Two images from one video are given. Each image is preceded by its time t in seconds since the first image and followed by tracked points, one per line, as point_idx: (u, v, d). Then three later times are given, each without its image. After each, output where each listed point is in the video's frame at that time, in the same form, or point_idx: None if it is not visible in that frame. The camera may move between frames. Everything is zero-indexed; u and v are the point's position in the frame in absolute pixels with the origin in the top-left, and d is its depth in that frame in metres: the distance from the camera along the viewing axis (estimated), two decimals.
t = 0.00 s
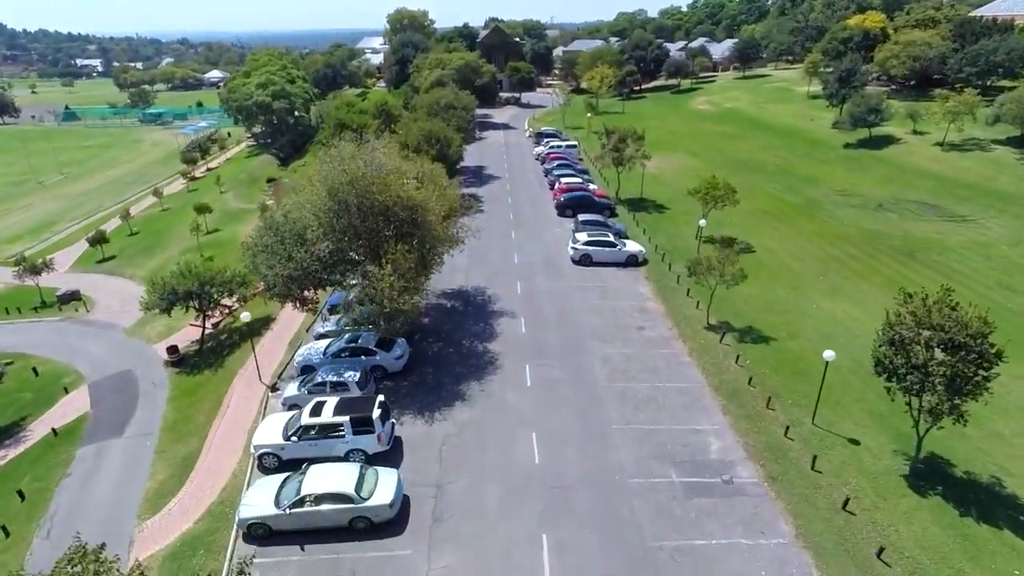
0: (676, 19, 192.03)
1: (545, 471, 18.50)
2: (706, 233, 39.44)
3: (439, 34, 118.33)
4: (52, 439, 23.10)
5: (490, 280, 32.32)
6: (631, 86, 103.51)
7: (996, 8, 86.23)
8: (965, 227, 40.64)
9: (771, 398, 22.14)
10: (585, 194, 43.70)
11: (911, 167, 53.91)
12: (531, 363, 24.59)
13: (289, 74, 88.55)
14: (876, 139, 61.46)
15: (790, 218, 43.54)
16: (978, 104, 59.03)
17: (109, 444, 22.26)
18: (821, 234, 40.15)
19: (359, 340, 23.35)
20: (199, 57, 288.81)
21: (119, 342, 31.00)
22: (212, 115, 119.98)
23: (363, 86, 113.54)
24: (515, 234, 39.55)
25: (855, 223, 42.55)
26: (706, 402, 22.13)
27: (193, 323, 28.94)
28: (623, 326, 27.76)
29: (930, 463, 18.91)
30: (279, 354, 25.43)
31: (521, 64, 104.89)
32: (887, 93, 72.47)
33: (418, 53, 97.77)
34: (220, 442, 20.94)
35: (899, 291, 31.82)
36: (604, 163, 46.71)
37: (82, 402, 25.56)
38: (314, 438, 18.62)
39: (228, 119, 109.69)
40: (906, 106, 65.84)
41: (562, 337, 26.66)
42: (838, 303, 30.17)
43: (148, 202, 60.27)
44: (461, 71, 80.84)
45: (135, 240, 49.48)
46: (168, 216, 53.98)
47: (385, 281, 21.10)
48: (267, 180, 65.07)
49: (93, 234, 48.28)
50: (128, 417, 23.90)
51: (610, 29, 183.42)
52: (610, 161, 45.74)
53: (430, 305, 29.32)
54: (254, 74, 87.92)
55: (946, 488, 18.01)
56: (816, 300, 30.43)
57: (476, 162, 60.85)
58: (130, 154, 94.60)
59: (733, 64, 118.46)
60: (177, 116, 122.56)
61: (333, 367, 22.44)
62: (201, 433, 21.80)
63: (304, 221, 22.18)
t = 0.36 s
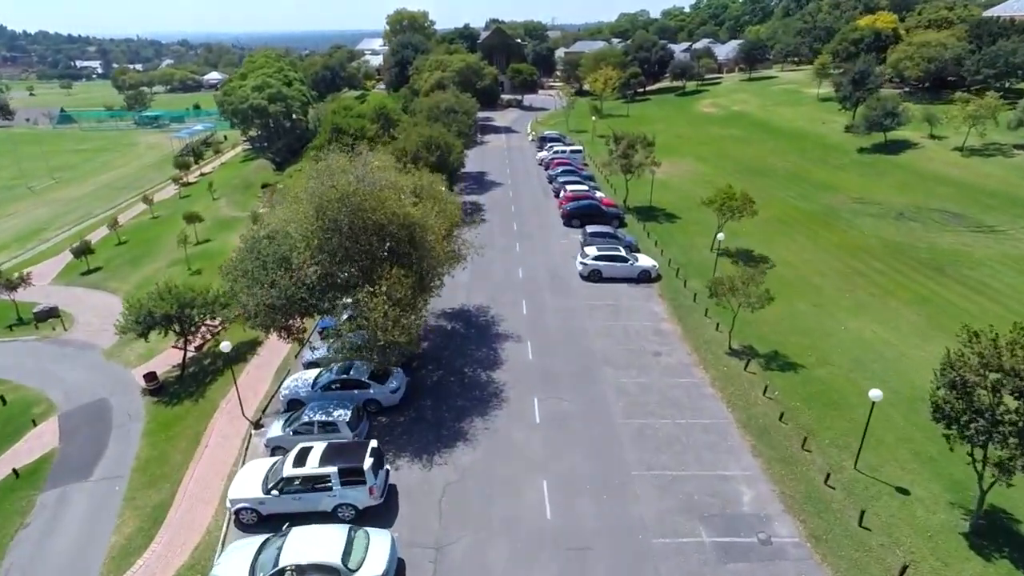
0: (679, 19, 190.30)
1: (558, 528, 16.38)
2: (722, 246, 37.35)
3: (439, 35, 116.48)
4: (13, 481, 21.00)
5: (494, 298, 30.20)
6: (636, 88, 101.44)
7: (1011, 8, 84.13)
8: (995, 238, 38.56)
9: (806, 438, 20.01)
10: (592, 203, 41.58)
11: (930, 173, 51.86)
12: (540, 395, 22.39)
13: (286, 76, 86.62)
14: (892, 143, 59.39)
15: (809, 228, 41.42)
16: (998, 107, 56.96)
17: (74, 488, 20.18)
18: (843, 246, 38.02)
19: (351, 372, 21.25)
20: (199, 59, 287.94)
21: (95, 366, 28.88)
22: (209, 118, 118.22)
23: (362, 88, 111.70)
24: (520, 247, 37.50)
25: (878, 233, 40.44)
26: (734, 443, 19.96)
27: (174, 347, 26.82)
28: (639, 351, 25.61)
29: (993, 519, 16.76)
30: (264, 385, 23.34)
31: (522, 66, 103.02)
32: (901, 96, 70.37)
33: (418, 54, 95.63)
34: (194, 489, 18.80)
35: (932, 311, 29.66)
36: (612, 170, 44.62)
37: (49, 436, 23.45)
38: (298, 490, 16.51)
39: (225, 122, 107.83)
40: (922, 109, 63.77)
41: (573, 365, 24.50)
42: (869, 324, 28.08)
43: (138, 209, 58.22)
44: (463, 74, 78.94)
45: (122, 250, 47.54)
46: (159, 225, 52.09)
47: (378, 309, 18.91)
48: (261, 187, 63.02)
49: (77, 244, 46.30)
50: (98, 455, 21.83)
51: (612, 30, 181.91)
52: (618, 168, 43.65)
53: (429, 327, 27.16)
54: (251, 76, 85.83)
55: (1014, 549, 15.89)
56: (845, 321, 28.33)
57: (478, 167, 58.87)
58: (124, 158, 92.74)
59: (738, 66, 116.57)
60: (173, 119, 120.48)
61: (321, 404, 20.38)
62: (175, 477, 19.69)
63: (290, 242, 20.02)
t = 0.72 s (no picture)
0: (681, 20, 188.34)
1: None
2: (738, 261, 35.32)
3: (438, 36, 114.53)
4: None
5: (497, 320, 28.04)
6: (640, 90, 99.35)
7: None
8: None
9: (848, 491, 17.88)
10: (600, 214, 39.52)
11: (951, 180, 49.86)
12: (549, 438, 20.25)
13: (282, 79, 84.58)
14: (908, 148, 57.36)
15: (829, 240, 39.29)
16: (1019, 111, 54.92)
17: (29, 545, 18.07)
18: (867, 261, 35.90)
19: (339, 413, 19.04)
20: (197, 59, 285.92)
21: (67, 394, 26.79)
22: (205, 120, 116.22)
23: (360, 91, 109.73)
24: (524, 262, 35.39)
25: (903, 246, 38.28)
26: (767, 495, 17.86)
27: (150, 377, 24.72)
28: (655, 383, 23.50)
29: None
30: (246, 424, 21.26)
31: (524, 68, 101.05)
32: (916, 99, 68.33)
33: (418, 56, 93.57)
34: (161, 550, 16.70)
35: (969, 334, 27.62)
36: (621, 178, 42.56)
37: (8, 480, 21.33)
38: (276, 561, 14.43)
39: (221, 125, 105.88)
40: (938, 113, 61.74)
41: (584, 400, 22.37)
42: (903, 350, 26.00)
43: (127, 217, 56.22)
44: (464, 76, 76.94)
45: (107, 262, 45.45)
46: (146, 235, 50.01)
47: (368, 348, 16.73)
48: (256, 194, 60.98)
49: (59, 256, 44.19)
50: (59, 504, 19.72)
51: (613, 31, 179.85)
52: (627, 176, 41.59)
53: (427, 356, 25.00)
54: (246, 78, 83.66)
55: None
56: (878, 347, 26.23)
57: (479, 174, 56.86)
58: (116, 162, 90.67)
59: (743, 68, 114.63)
60: (169, 121, 118.42)
61: (306, 450, 18.31)
62: (142, 533, 17.59)
63: (270, 272, 17.83)
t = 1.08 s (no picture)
0: (684, 21, 186.26)
1: None
2: (756, 279, 33.24)
3: (438, 38, 112.64)
4: None
5: (499, 347, 25.91)
6: (643, 93, 97.38)
7: None
8: None
9: (898, 557, 15.78)
10: (607, 227, 37.41)
11: (973, 188, 47.79)
12: (557, 490, 18.18)
13: (278, 82, 82.42)
14: (925, 155, 55.24)
15: (850, 254, 37.19)
16: None
17: None
18: (892, 277, 33.79)
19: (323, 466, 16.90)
20: (196, 61, 284.02)
21: (34, 429, 24.72)
22: (201, 124, 114.25)
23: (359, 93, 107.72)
24: (528, 279, 33.29)
25: (928, 260, 36.19)
26: (807, 562, 15.75)
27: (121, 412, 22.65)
28: (673, 421, 21.36)
29: None
30: (222, 471, 19.14)
31: (525, 70, 99.04)
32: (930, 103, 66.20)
33: (417, 58, 91.57)
34: None
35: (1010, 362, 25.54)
36: (628, 188, 40.50)
37: None
38: None
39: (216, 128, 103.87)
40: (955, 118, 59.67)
41: (596, 442, 20.27)
42: (941, 382, 23.89)
43: (115, 226, 54.24)
44: (464, 79, 74.93)
45: (89, 275, 43.38)
46: (133, 246, 47.93)
47: (353, 400, 14.64)
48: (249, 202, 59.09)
49: (39, 270, 42.14)
50: (11, 566, 17.64)
51: (615, 32, 177.79)
52: (636, 186, 39.49)
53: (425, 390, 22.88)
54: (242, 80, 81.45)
55: None
56: (914, 378, 24.12)
57: (480, 181, 54.81)
58: (109, 166, 88.65)
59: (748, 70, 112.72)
60: (164, 124, 116.43)
61: (285, 510, 16.18)
62: None
63: (242, 310, 15.75)
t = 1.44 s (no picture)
0: (687, 22, 184.33)
1: None
2: (774, 300, 31.30)
3: (438, 40, 110.79)
4: None
5: (502, 381, 23.83)
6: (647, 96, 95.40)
7: None
8: None
9: None
10: (615, 243, 35.37)
11: (996, 200, 45.73)
12: (569, 559, 16.07)
13: (274, 85, 80.42)
14: (943, 163, 53.15)
15: (871, 272, 35.14)
16: None
17: None
18: (919, 299, 31.71)
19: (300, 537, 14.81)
20: (196, 63, 282.58)
21: None
22: (197, 128, 112.44)
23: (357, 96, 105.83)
24: (531, 300, 31.24)
25: (955, 279, 34.12)
26: None
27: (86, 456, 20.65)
28: (694, 471, 19.32)
29: None
30: (191, 534, 17.13)
31: (526, 73, 97.08)
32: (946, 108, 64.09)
33: (416, 61, 89.52)
34: None
35: None
36: (637, 201, 38.46)
37: None
38: None
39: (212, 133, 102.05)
40: (973, 125, 57.62)
41: (609, 498, 18.16)
42: (984, 423, 21.89)
43: (101, 236, 52.33)
44: (464, 84, 72.99)
45: (71, 291, 41.46)
46: (119, 259, 46.06)
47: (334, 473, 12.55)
48: (242, 212, 57.17)
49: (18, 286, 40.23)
50: None
51: (616, 33, 176.06)
52: (645, 199, 37.49)
53: (419, 435, 20.70)
54: (237, 84, 79.44)
55: None
56: (955, 418, 22.07)
57: (480, 190, 52.91)
58: (101, 172, 86.83)
59: (753, 73, 110.74)
60: (159, 127, 114.47)
61: None
62: None
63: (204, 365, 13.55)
